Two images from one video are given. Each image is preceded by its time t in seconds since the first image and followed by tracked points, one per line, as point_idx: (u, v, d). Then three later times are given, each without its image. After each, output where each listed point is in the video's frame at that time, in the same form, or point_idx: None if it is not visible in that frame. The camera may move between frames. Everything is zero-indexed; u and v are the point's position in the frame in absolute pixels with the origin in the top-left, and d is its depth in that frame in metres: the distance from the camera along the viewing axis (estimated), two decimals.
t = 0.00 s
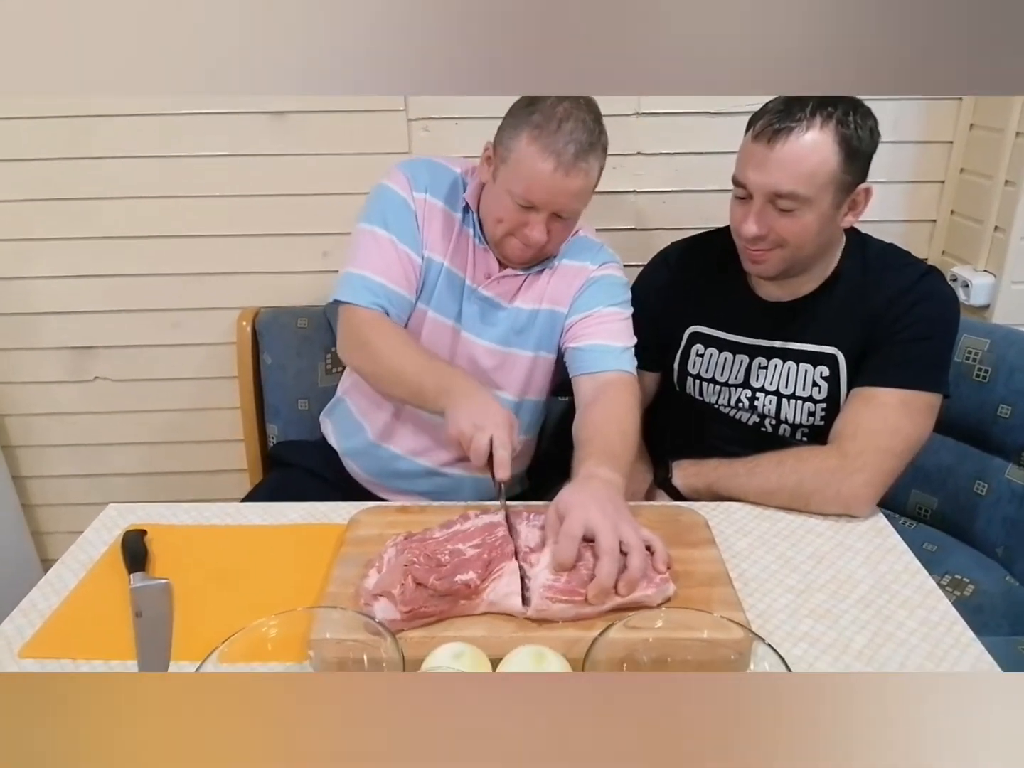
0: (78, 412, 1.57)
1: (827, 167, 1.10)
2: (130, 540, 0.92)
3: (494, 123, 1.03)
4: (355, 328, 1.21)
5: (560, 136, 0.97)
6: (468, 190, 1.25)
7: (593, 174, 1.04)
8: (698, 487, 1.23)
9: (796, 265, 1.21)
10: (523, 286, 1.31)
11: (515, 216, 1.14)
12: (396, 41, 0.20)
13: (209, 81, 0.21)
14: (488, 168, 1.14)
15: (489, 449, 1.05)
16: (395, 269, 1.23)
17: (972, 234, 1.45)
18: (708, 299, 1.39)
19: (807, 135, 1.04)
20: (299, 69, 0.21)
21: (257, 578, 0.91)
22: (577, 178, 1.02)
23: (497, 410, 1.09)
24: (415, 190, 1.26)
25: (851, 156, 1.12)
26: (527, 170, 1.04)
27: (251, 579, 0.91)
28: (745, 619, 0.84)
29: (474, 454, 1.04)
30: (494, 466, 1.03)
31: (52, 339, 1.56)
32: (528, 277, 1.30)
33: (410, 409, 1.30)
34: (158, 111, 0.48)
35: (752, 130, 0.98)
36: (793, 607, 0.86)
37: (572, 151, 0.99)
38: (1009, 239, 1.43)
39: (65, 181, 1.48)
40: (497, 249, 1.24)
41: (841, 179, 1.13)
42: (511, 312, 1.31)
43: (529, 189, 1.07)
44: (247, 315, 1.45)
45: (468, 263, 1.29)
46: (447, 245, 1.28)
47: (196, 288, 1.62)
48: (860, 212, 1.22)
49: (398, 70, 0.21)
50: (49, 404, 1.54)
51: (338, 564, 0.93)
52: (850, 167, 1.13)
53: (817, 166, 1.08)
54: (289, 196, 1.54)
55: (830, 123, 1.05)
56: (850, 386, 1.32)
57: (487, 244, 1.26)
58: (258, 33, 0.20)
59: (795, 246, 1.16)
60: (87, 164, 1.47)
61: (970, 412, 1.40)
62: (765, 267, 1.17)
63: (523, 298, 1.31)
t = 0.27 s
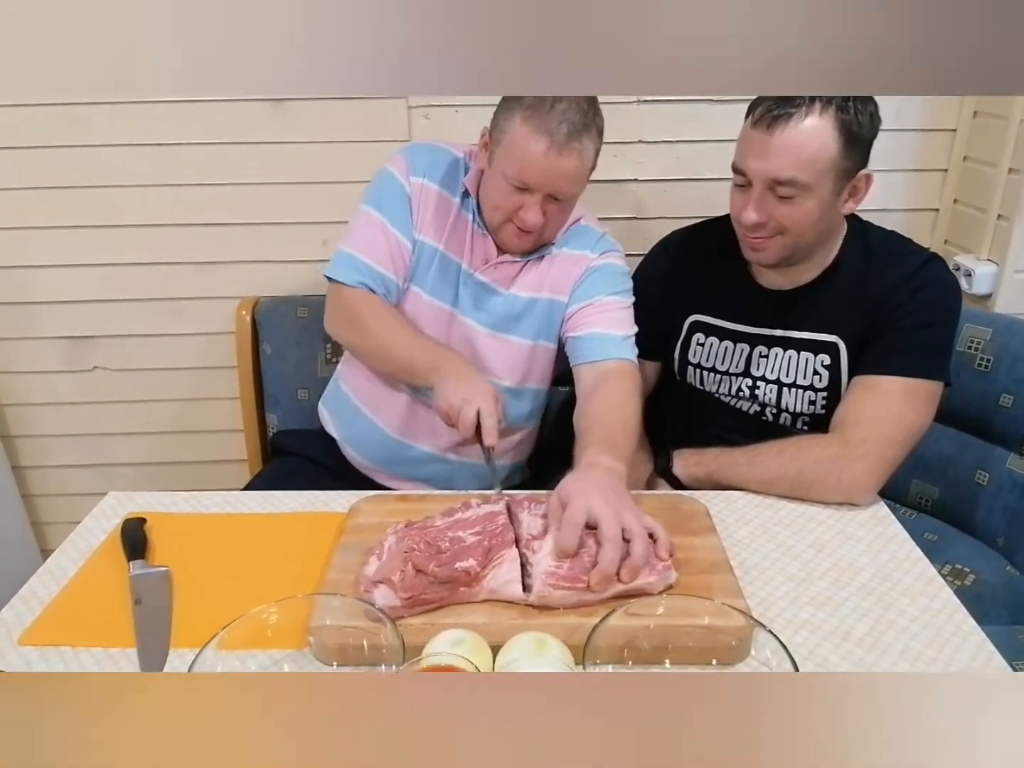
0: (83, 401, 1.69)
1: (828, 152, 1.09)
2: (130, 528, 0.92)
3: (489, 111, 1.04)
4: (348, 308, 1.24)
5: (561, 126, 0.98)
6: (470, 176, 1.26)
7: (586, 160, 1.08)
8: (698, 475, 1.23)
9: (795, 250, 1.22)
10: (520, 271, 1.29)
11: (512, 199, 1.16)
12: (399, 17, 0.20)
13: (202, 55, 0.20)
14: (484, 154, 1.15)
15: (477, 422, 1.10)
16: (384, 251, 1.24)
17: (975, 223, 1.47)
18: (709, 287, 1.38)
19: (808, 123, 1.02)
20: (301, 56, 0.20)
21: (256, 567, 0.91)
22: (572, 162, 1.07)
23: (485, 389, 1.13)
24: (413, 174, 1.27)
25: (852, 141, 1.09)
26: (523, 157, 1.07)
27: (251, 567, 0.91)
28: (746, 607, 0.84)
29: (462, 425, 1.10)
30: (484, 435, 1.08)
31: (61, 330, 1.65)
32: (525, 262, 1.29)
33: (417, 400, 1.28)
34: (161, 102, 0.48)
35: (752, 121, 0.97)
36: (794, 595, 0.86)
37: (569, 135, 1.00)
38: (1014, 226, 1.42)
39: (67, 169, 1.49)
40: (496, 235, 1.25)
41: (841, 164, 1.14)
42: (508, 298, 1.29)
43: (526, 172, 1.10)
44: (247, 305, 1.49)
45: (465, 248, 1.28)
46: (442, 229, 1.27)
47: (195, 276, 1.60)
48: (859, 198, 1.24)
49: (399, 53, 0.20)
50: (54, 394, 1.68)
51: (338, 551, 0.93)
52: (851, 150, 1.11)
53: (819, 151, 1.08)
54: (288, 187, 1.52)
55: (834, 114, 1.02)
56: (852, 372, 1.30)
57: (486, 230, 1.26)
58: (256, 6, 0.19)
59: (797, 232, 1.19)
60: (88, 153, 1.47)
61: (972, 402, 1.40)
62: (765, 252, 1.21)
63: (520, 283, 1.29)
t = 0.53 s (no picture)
0: (80, 399, 1.56)
1: (824, 151, 1.07)
2: (128, 525, 0.92)
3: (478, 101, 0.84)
4: (335, 300, 1.29)
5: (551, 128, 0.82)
6: (467, 175, 1.21)
7: (591, 145, 0.91)
8: (698, 473, 1.23)
9: (793, 248, 1.23)
10: (518, 270, 1.29)
11: (514, 182, 1.07)
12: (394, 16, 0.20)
13: (199, 54, 0.20)
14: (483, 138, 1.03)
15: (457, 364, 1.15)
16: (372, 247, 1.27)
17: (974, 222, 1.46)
18: (708, 286, 1.39)
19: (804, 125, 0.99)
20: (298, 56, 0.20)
21: (256, 564, 0.91)
22: (576, 140, 0.87)
23: (456, 331, 1.18)
24: (405, 174, 1.26)
25: (848, 139, 1.06)
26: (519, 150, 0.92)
27: (249, 565, 0.91)
28: (745, 605, 0.84)
29: (444, 371, 1.14)
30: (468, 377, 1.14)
31: (58, 327, 1.55)
32: (523, 261, 1.28)
33: (424, 400, 1.32)
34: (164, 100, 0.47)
35: (747, 121, 0.92)
36: (792, 593, 0.86)
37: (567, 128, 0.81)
38: (1011, 228, 1.41)
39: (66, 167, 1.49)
40: (498, 233, 1.23)
41: (839, 164, 1.14)
42: (505, 295, 1.30)
43: (526, 157, 0.96)
44: (246, 303, 1.46)
45: (463, 248, 1.28)
46: (436, 230, 1.28)
47: (196, 274, 1.60)
48: (856, 195, 1.23)
49: (396, 55, 0.20)
50: (53, 392, 1.56)
51: (337, 549, 0.93)
52: (847, 149, 1.09)
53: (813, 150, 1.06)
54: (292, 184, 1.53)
55: (831, 113, 0.97)
56: (849, 372, 1.31)
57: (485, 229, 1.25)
58: (253, 6, 0.19)
59: (792, 230, 1.19)
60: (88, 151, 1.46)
61: (970, 401, 1.41)
62: (763, 249, 1.21)
63: (518, 281, 1.30)
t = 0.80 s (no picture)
0: (83, 401, 1.58)
1: (816, 152, 1.08)
2: (126, 527, 0.92)
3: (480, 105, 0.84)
4: (356, 337, 1.16)
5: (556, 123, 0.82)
6: (465, 182, 1.22)
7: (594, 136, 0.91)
8: (694, 475, 1.23)
9: (786, 250, 1.23)
10: (519, 276, 1.30)
11: (516, 177, 1.07)
12: (390, 15, 0.19)
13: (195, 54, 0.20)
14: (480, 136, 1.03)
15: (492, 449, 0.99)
16: (400, 267, 1.19)
17: (968, 223, 1.47)
18: (703, 288, 1.39)
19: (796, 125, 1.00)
20: (296, 56, 0.20)
21: (254, 565, 0.91)
22: (580, 132, 0.87)
23: (493, 402, 1.03)
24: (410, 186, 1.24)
25: (839, 139, 1.07)
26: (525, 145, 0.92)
27: (247, 567, 0.91)
28: (741, 605, 0.85)
29: (478, 456, 0.99)
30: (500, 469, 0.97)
31: (58, 329, 1.61)
32: (522, 266, 1.30)
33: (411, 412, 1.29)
34: (161, 103, 0.47)
35: (739, 121, 0.94)
36: (788, 593, 0.86)
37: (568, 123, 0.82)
38: (1006, 229, 1.41)
39: (60, 168, 1.49)
40: (500, 236, 1.25)
41: (830, 163, 1.13)
42: (506, 302, 1.31)
43: (532, 153, 0.96)
44: (243, 305, 1.48)
45: (464, 255, 1.28)
46: (444, 240, 1.26)
47: (193, 276, 1.62)
48: (848, 195, 1.23)
49: (394, 55, 0.20)
50: (54, 394, 1.58)
51: (334, 550, 0.93)
52: (837, 149, 1.10)
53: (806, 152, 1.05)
54: (290, 186, 1.53)
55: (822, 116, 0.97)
56: (844, 373, 1.32)
57: (485, 235, 1.26)
58: (251, 6, 0.19)
59: (785, 232, 1.19)
60: (85, 153, 1.47)
61: (964, 402, 1.41)
62: (756, 250, 1.22)
63: (519, 287, 1.31)
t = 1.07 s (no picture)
0: (82, 398, 1.68)
1: (811, 151, 1.10)
2: (124, 523, 0.92)
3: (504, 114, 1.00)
4: (363, 342, 1.14)
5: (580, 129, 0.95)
6: (466, 184, 1.25)
7: (606, 155, 1.05)
8: (691, 472, 1.24)
9: (784, 246, 1.23)
10: (519, 279, 1.29)
11: (529, 196, 1.15)
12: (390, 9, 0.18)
13: (195, 51, 0.19)
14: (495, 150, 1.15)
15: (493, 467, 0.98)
16: (407, 269, 1.18)
17: (964, 222, 1.49)
18: (700, 289, 1.40)
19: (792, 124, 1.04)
20: (298, 54, 0.19)
21: (253, 561, 0.91)
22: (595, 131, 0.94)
23: (496, 419, 1.01)
24: (414, 188, 1.24)
25: (834, 139, 1.10)
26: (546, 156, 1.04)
27: (245, 565, 0.91)
28: (737, 601, 0.85)
29: (479, 474, 0.97)
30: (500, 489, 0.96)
31: (56, 327, 1.63)
32: (525, 269, 1.29)
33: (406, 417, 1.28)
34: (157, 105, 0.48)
35: (736, 122, 1.00)
36: (784, 589, 0.86)
37: (592, 138, 0.99)
38: (1001, 228, 1.43)
39: (57, 165, 1.48)
40: (502, 238, 1.26)
41: (826, 162, 1.14)
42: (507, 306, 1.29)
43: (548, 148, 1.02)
44: (241, 303, 1.50)
45: (466, 257, 1.27)
46: (447, 242, 1.25)
47: (190, 275, 1.60)
48: (844, 195, 1.24)
49: (398, 53, 0.19)
50: (52, 392, 1.67)
51: (332, 547, 0.93)
52: (832, 148, 1.12)
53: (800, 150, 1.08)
54: (290, 185, 1.54)
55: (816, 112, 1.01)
56: (840, 371, 1.31)
57: (488, 237, 1.26)
58: (251, 5, 0.18)
59: (783, 230, 1.20)
60: (82, 151, 1.47)
61: (960, 400, 1.42)
62: (754, 250, 1.23)
63: (520, 290, 1.30)
